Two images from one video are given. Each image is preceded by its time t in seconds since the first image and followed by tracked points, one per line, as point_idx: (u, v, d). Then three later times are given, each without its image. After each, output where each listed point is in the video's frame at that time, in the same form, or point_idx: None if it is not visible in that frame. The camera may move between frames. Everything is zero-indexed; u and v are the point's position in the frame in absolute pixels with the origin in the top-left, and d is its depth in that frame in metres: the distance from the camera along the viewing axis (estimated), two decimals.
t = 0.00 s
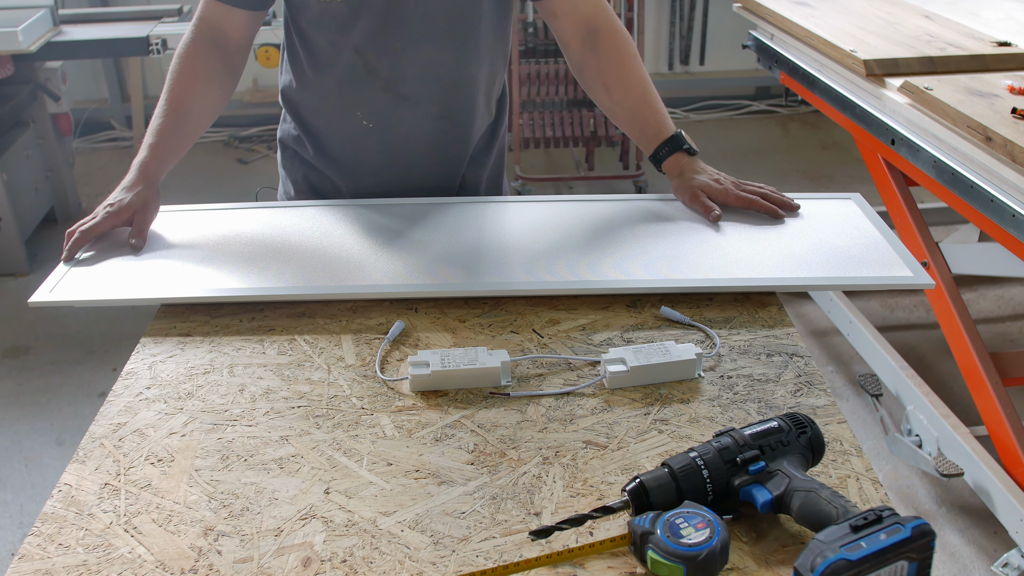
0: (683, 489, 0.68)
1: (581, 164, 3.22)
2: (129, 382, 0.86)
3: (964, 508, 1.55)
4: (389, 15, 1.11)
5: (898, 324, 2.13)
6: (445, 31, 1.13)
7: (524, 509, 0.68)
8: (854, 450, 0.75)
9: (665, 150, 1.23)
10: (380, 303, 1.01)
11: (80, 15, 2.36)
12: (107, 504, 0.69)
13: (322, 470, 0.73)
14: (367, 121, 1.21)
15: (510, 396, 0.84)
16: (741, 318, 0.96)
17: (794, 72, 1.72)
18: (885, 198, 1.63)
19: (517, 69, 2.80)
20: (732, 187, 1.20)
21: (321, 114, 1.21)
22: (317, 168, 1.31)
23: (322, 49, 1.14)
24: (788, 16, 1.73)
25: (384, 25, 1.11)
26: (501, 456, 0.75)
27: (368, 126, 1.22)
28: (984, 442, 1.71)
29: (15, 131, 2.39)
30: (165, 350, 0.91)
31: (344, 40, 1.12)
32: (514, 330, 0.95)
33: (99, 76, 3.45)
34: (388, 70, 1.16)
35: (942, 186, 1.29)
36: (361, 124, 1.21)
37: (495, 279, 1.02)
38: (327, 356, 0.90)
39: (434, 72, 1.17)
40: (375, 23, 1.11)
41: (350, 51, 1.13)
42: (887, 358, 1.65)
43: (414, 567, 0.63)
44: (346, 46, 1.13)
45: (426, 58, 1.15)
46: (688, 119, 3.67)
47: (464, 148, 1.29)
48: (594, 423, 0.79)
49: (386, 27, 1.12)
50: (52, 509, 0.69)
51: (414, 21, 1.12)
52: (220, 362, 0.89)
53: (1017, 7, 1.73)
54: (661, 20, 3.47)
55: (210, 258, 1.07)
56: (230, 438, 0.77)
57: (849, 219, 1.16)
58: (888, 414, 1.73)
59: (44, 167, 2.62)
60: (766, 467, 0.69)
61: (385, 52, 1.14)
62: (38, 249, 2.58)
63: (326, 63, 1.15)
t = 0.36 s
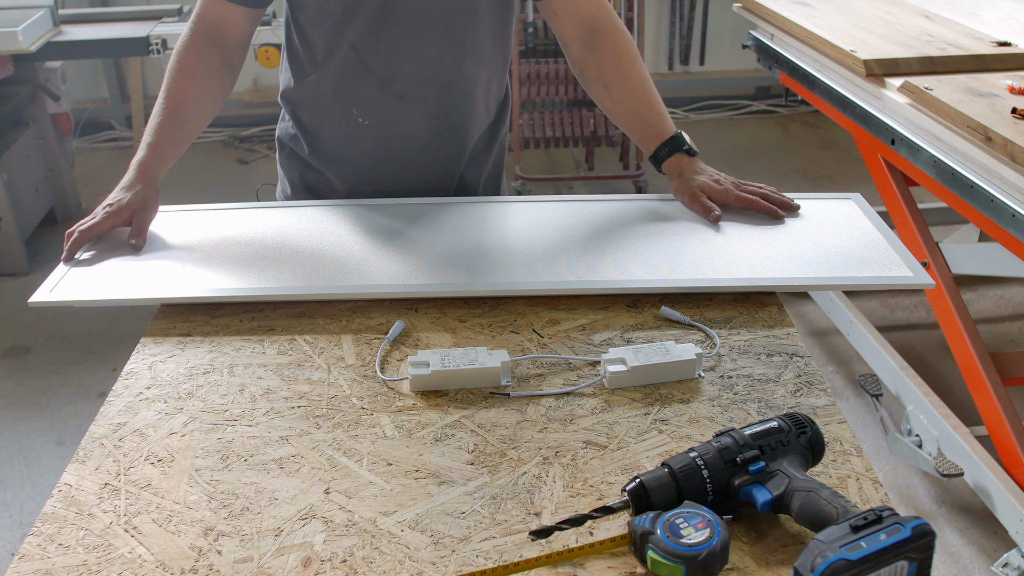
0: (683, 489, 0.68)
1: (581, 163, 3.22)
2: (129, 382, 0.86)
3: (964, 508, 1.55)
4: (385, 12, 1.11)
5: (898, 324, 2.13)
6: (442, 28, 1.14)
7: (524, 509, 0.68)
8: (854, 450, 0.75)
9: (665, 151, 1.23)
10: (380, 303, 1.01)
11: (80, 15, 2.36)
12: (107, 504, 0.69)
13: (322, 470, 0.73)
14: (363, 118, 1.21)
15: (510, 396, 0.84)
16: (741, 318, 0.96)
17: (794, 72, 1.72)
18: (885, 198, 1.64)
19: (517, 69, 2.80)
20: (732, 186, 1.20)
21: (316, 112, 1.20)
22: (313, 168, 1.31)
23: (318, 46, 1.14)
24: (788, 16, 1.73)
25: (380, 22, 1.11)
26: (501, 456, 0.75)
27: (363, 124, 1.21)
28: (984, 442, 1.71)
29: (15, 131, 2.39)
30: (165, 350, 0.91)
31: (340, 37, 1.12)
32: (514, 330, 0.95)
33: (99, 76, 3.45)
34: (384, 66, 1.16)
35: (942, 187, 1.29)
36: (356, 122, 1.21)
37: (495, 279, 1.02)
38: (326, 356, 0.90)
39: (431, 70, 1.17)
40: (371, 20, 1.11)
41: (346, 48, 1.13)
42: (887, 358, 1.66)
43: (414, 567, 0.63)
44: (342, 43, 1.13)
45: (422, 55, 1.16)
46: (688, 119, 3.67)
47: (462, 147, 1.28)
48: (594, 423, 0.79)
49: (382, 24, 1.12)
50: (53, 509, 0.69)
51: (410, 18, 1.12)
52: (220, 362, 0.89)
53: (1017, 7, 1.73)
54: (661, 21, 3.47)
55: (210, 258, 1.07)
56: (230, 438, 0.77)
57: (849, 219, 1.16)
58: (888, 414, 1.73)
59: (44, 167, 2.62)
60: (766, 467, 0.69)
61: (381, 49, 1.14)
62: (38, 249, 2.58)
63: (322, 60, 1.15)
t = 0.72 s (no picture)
0: (683, 490, 0.67)
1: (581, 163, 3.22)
2: (129, 382, 0.86)
3: (964, 508, 1.55)
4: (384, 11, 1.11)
5: (898, 324, 2.13)
6: (441, 28, 1.14)
7: (524, 509, 0.68)
8: (854, 450, 0.75)
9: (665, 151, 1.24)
10: (380, 303, 1.01)
11: (80, 15, 2.36)
12: (107, 504, 0.69)
13: (322, 470, 0.73)
14: (362, 118, 1.21)
15: (510, 396, 0.84)
16: (741, 318, 0.96)
17: (794, 72, 1.72)
18: (886, 197, 1.63)
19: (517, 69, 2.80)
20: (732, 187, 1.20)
21: (315, 111, 1.20)
22: (314, 167, 1.31)
23: (316, 45, 1.14)
24: (788, 16, 1.73)
25: (379, 20, 1.11)
26: (501, 456, 0.75)
27: (363, 123, 1.21)
28: (984, 442, 1.71)
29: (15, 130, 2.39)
30: (165, 350, 0.91)
31: (339, 36, 1.12)
32: (513, 330, 0.95)
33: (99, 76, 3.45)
34: (383, 66, 1.16)
35: (942, 187, 1.29)
36: (356, 122, 1.21)
37: (495, 280, 1.02)
38: (327, 356, 0.90)
39: (430, 69, 1.17)
40: (369, 19, 1.11)
41: (344, 47, 1.13)
42: (887, 358, 1.66)
43: (414, 567, 0.63)
44: (341, 41, 1.13)
45: (421, 54, 1.16)
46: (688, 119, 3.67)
47: (462, 146, 1.28)
48: (594, 423, 0.79)
49: (380, 23, 1.12)
50: (52, 509, 0.69)
51: (409, 17, 1.12)
52: (220, 362, 0.89)
53: (1017, 7, 1.73)
54: (661, 21, 3.47)
55: (210, 258, 1.07)
56: (230, 438, 0.77)
57: (849, 219, 1.16)
58: (888, 414, 1.73)
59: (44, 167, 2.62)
60: (766, 467, 0.69)
61: (379, 48, 1.14)
62: (38, 249, 2.58)
63: (321, 58, 1.15)
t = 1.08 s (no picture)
0: (683, 489, 0.68)
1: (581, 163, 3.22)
2: (129, 382, 0.86)
3: (964, 508, 1.55)
4: (384, 9, 1.11)
5: (898, 324, 2.13)
6: (441, 25, 1.13)
7: (524, 509, 0.68)
8: (854, 450, 0.75)
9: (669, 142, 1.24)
10: (380, 303, 1.01)
11: (80, 15, 2.36)
12: (107, 504, 0.69)
13: (322, 470, 0.73)
14: (363, 115, 1.20)
15: (510, 396, 0.84)
16: (741, 318, 0.96)
17: (794, 72, 1.72)
18: (886, 197, 1.63)
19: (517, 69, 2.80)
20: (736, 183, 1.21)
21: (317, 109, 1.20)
22: (316, 167, 1.30)
23: (316, 42, 1.14)
24: (788, 16, 1.73)
25: (379, 17, 1.11)
26: (501, 456, 0.75)
27: (363, 120, 1.21)
28: (984, 442, 1.71)
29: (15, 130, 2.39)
30: (165, 350, 0.91)
31: (339, 34, 1.12)
32: (513, 330, 0.95)
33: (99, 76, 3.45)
34: (384, 63, 1.16)
35: (942, 186, 1.29)
36: (356, 118, 1.21)
37: (494, 280, 1.02)
38: (327, 356, 0.90)
39: (431, 66, 1.17)
40: (369, 16, 1.11)
41: (344, 44, 1.13)
42: (887, 358, 1.66)
43: (414, 567, 0.63)
44: (341, 39, 1.13)
45: (422, 51, 1.15)
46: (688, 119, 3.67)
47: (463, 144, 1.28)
48: (594, 423, 0.79)
49: (380, 20, 1.12)
50: (53, 509, 0.69)
51: (409, 14, 1.12)
52: (220, 362, 0.89)
53: (1017, 7, 1.73)
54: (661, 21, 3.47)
55: (210, 258, 1.07)
56: (230, 438, 0.77)
57: (849, 219, 1.16)
58: (888, 414, 1.73)
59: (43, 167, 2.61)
60: (766, 467, 0.69)
61: (379, 46, 1.14)
62: (37, 249, 2.58)
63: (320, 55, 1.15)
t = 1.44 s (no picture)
0: (683, 489, 0.67)
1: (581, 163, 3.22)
2: (129, 382, 0.86)
3: (964, 508, 1.55)
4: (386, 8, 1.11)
5: (898, 324, 2.13)
6: (444, 22, 1.14)
7: (524, 509, 0.68)
8: (854, 450, 0.75)
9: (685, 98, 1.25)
10: (380, 303, 1.01)
11: (80, 15, 2.36)
12: (107, 504, 0.69)
13: (322, 470, 0.73)
14: (368, 113, 1.20)
15: (510, 396, 0.84)
16: (741, 318, 0.96)
17: (794, 73, 1.72)
18: (886, 197, 1.63)
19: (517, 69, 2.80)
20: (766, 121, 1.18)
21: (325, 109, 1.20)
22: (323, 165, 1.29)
23: (321, 42, 1.14)
24: (787, 16, 1.73)
25: (382, 16, 1.11)
26: (501, 456, 0.75)
27: (369, 119, 1.21)
28: (983, 442, 1.71)
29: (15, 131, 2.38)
30: (165, 350, 0.91)
31: (343, 34, 1.13)
32: (513, 330, 0.95)
33: (99, 76, 3.45)
34: (388, 61, 1.16)
35: (942, 186, 1.29)
36: (362, 117, 1.21)
37: (493, 279, 1.02)
38: (327, 356, 0.90)
39: (435, 63, 1.17)
40: (372, 14, 1.11)
41: (349, 44, 1.13)
42: (887, 358, 1.66)
43: (414, 567, 0.63)
44: (345, 38, 1.13)
45: (426, 49, 1.15)
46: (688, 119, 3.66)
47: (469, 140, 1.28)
48: (594, 423, 0.79)
49: (383, 18, 1.12)
50: (52, 509, 0.69)
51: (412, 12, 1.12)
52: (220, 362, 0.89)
53: (1017, 7, 1.73)
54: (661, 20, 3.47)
55: (211, 258, 1.07)
56: (230, 438, 0.77)
57: (849, 219, 1.16)
58: (888, 414, 1.73)
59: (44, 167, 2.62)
60: (766, 467, 0.69)
61: (384, 44, 1.14)
62: (38, 249, 2.58)
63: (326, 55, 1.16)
